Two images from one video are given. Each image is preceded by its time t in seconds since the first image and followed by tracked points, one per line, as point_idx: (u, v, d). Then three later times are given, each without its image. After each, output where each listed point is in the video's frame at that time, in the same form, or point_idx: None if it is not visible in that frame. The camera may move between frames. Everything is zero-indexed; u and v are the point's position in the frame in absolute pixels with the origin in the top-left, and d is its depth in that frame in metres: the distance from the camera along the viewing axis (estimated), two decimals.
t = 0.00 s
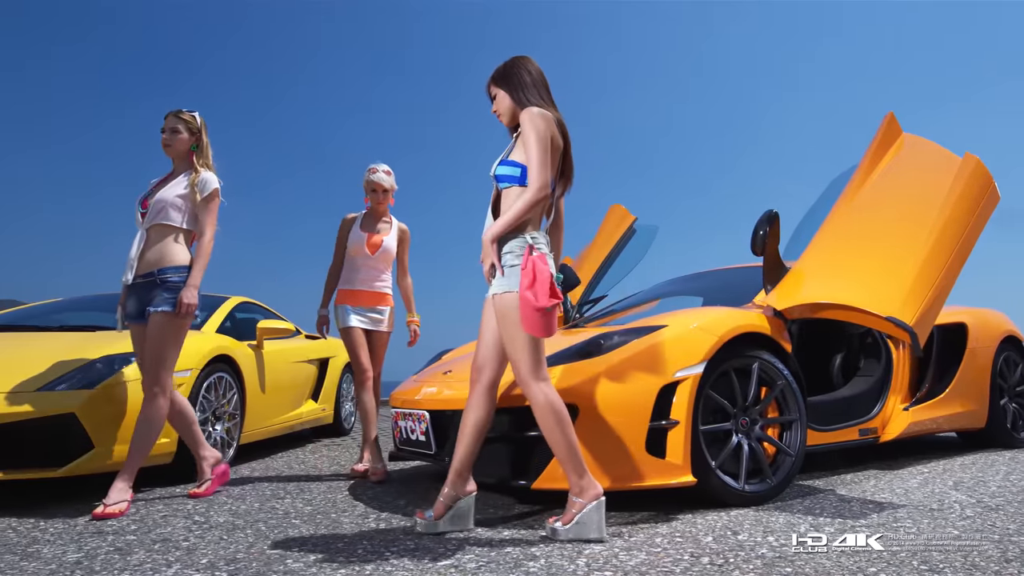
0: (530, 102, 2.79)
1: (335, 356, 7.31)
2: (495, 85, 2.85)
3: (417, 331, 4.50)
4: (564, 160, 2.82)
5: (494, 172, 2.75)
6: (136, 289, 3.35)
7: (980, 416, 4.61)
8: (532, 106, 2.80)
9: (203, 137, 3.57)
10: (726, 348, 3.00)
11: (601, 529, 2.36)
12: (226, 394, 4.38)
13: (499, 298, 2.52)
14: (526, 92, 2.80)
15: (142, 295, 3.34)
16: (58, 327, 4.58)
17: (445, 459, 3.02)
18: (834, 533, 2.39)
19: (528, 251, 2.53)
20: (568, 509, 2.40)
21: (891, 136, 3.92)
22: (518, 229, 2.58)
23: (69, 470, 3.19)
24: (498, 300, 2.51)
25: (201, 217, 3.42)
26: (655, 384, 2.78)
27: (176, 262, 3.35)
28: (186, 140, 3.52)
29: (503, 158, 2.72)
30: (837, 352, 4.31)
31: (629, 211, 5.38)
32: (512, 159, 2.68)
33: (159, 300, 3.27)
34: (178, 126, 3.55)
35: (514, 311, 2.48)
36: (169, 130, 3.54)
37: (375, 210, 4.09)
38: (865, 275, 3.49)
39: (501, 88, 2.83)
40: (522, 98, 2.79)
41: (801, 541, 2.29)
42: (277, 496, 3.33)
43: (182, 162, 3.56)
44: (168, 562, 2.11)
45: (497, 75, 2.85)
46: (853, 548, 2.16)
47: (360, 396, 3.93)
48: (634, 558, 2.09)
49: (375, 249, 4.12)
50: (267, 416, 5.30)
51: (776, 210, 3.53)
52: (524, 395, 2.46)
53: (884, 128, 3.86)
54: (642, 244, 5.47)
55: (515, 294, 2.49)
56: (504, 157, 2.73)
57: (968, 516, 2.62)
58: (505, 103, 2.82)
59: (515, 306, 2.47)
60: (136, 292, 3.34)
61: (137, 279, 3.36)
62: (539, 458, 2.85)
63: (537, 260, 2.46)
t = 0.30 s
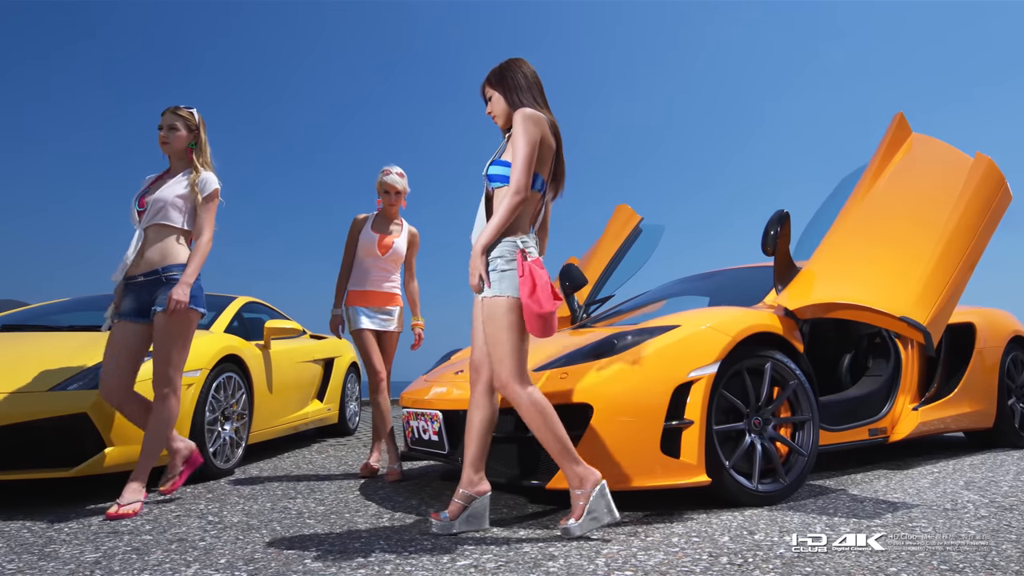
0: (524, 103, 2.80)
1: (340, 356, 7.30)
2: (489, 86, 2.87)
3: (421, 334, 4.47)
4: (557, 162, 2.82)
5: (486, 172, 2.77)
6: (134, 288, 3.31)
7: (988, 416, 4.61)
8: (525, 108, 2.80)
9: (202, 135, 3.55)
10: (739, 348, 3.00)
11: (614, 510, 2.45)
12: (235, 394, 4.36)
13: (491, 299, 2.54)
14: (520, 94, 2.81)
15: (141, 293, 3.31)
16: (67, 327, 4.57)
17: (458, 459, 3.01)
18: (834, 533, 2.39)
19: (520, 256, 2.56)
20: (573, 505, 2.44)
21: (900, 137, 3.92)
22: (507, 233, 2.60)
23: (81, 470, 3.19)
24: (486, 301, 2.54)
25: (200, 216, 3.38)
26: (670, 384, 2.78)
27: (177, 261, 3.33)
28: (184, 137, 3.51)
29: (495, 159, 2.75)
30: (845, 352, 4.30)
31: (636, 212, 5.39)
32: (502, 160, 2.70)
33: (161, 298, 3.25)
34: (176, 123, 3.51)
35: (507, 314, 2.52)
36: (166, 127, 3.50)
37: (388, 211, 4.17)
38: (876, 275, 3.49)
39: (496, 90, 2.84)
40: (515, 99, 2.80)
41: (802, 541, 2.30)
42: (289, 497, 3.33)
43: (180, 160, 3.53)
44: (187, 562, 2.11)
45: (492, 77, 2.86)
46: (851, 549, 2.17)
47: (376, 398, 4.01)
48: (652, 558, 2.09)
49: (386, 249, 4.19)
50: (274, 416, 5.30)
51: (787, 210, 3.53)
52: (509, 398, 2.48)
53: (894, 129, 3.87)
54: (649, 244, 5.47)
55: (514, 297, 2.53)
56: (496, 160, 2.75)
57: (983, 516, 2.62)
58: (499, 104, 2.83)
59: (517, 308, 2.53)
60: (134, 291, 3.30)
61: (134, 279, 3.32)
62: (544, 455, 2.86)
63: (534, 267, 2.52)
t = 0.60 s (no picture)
0: (525, 103, 2.82)
1: (345, 356, 7.29)
2: (490, 82, 2.86)
3: (425, 337, 4.43)
4: (557, 162, 2.84)
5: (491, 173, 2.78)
6: (138, 283, 3.26)
7: (996, 416, 4.61)
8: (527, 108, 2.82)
9: (203, 129, 3.48)
10: (752, 348, 3.01)
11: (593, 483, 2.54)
12: (244, 394, 4.36)
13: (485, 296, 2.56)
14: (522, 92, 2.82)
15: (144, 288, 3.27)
16: (75, 327, 4.57)
17: (472, 459, 3.01)
18: (833, 534, 2.40)
19: (523, 259, 2.57)
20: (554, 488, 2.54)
21: (910, 137, 3.92)
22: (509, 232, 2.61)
23: (94, 469, 3.18)
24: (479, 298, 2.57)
25: (210, 213, 3.37)
26: (684, 385, 2.79)
27: (186, 258, 3.32)
28: (185, 132, 3.44)
29: (499, 159, 2.75)
30: (853, 352, 4.30)
31: (642, 212, 5.39)
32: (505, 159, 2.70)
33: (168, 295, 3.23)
34: (176, 117, 3.43)
35: (495, 313, 2.55)
36: (165, 122, 3.42)
37: (399, 214, 4.24)
38: (887, 274, 3.49)
39: (497, 88, 2.84)
40: (518, 98, 2.82)
41: (801, 542, 2.30)
42: (301, 497, 3.33)
43: (181, 155, 3.46)
44: (206, 562, 2.10)
45: (494, 73, 2.85)
46: (853, 550, 2.17)
47: (387, 398, 4.14)
48: (671, 558, 2.10)
49: (396, 251, 4.26)
50: (281, 416, 5.30)
51: (798, 210, 3.54)
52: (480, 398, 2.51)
53: (904, 129, 3.87)
54: (655, 244, 5.48)
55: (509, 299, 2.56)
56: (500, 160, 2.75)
57: (997, 516, 2.62)
58: (500, 102, 2.83)
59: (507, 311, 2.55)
60: (139, 287, 3.25)
61: (140, 274, 3.26)
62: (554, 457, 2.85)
63: (533, 273, 2.54)
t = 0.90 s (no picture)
0: (536, 104, 2.85)
1: (349, 356, 7.30)
2: (505, 72, 2.83)
3: (433, 337, 4.42)
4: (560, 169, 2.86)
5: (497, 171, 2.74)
6: (142, 276, 3.18)
7: (1004, 416, 4.61)
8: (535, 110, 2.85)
9: (204, 122, 3.46)
10: (765, 349, 3.01)
11: (572, 489, 2.47)
12: (252, 394, 4.35)
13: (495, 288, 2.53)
14: (535, 92, 2.85)
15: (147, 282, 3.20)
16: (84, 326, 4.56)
17: (485, 459, 3.01)
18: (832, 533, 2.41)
19: (531, 253, 2.57)
20: (535, 490, 2.46)
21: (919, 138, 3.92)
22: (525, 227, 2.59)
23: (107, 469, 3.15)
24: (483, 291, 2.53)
25: (215, 210, 3.37)
26: (699, 385, 2.79)
27: (194, 254, 3.27)
28: (187, 125, 3.39)
29: (507, 159, 2.73)
30: (862, 352, 4.30)
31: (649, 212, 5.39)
32: (515, 158, 2.69)
33: (174, 292, 3.18)
34: (177, 109, 3.36)
35: (498, 303, 2.51)
36: (166, 116, 3.36)
37: (408, 215, 4.24)
38: (898, 275, 3.49)
39: (512, 80, 2.83)
40: (529, 98, 2.84)
41: (801, 541, 2.31)
42: (313, 497, 3.32)
43: (183, 150, 3.40)
44: (226, 562, 2.11)
45: (512, 66, 2.84)
46: (852, 549, 2.19)
47: (397, 398, 4.15)
48: (690, 558, 2.10)
49: (406, 251, 4.27)
50: (289, 416, 5.30)
51: (809, 210, 3.54)
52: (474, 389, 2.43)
53: (913, 130, 3.86)
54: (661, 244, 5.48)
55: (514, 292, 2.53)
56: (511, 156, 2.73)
57: (1012, 516, 2.62)
58: (514, 96, 2.83)
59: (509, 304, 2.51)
60: (145, 280, 3.18)
61: (146, 268, 3.18)
62: (567, 458, 2.84)
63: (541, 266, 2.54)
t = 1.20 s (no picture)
0: (548, 106, 2.84)
1: (354, 356, 7.30)
2: (522, 67, 2.80)
3: (443, 337, 4.42)
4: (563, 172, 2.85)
5: (504, 169, 2.71)
6: (144, 275, 3.14)
7: (1012, 417, 4.62)
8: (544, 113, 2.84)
9: (203, 118, 3.41)
10: (779, 349, 3.01)
11: (568, 518, 2.33)
12: (261, 394, 4.35)
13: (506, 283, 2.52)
14: (548, 94, 2.84)
15: (147, 281, 3.16)
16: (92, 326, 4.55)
17: (498, 459, 3.01)
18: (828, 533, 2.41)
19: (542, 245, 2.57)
20: (528, 510, 2.31)
21: (929, 138, 3.92)
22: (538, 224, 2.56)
23: (121, 468, 3.14)
24: (497, 284, 2.53)
25: (215, 207, 3.36)
26: (714, 384, 2.79)
27: (194, 251, 3.25)
28: (188, 121, 3.33)
29: (516, 157, 2.70)
30: (870, 352, 4.30)
31: (656, 213, 5.39)
32: (525, 158, 2.66)
33: (175, 291, 3.16)
34: (177, 104, 3.31)
35: (513, 298, 2.51)
36: (167, 110, 3.30)
37: (417, 215, 4.23)
38: (910, 275, 3.49)
39: (529, 76, 2.80)
40: (541, 99, 2.83)
41: (801, 541, 2.31)
42: (325, 497, 3.32)
43: (183, 146, 3.37)
44: (245, 562, 2.10)
45: (528, 62, 2.81)
46: (854, 549, 2.18)
47: (407, 398, 4.16)
48: (709, 557, 2.10)
49: (415, 251, 4.28)
50: (296, 416, 5.29)
51: (820, 210, 3.54)
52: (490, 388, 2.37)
53: (923, 130, 3.86)
54: (668, 245, 5.48)
55: (528, 282, 2.53)
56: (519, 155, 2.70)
57: None
58: (527, 92, 2.80)
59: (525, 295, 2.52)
60: (144, 279, 3.14)
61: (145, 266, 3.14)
62: (581, 458, 2.85)
63: (551, 257, 2.53)
